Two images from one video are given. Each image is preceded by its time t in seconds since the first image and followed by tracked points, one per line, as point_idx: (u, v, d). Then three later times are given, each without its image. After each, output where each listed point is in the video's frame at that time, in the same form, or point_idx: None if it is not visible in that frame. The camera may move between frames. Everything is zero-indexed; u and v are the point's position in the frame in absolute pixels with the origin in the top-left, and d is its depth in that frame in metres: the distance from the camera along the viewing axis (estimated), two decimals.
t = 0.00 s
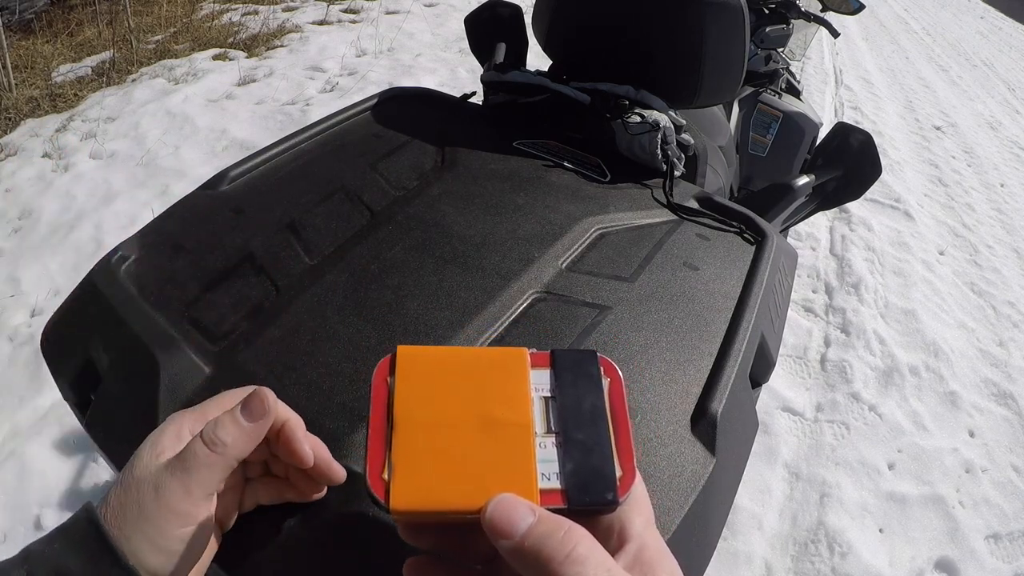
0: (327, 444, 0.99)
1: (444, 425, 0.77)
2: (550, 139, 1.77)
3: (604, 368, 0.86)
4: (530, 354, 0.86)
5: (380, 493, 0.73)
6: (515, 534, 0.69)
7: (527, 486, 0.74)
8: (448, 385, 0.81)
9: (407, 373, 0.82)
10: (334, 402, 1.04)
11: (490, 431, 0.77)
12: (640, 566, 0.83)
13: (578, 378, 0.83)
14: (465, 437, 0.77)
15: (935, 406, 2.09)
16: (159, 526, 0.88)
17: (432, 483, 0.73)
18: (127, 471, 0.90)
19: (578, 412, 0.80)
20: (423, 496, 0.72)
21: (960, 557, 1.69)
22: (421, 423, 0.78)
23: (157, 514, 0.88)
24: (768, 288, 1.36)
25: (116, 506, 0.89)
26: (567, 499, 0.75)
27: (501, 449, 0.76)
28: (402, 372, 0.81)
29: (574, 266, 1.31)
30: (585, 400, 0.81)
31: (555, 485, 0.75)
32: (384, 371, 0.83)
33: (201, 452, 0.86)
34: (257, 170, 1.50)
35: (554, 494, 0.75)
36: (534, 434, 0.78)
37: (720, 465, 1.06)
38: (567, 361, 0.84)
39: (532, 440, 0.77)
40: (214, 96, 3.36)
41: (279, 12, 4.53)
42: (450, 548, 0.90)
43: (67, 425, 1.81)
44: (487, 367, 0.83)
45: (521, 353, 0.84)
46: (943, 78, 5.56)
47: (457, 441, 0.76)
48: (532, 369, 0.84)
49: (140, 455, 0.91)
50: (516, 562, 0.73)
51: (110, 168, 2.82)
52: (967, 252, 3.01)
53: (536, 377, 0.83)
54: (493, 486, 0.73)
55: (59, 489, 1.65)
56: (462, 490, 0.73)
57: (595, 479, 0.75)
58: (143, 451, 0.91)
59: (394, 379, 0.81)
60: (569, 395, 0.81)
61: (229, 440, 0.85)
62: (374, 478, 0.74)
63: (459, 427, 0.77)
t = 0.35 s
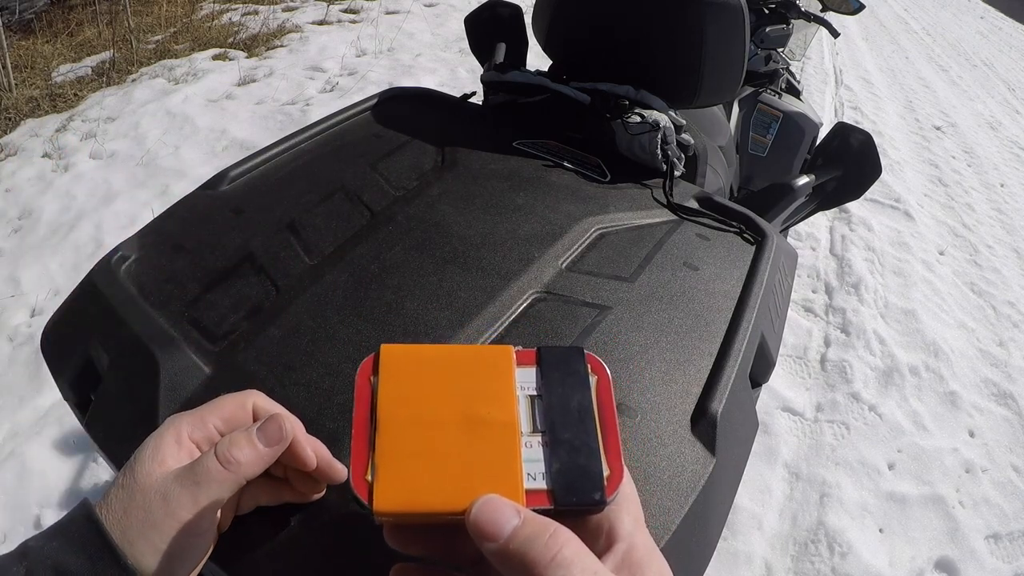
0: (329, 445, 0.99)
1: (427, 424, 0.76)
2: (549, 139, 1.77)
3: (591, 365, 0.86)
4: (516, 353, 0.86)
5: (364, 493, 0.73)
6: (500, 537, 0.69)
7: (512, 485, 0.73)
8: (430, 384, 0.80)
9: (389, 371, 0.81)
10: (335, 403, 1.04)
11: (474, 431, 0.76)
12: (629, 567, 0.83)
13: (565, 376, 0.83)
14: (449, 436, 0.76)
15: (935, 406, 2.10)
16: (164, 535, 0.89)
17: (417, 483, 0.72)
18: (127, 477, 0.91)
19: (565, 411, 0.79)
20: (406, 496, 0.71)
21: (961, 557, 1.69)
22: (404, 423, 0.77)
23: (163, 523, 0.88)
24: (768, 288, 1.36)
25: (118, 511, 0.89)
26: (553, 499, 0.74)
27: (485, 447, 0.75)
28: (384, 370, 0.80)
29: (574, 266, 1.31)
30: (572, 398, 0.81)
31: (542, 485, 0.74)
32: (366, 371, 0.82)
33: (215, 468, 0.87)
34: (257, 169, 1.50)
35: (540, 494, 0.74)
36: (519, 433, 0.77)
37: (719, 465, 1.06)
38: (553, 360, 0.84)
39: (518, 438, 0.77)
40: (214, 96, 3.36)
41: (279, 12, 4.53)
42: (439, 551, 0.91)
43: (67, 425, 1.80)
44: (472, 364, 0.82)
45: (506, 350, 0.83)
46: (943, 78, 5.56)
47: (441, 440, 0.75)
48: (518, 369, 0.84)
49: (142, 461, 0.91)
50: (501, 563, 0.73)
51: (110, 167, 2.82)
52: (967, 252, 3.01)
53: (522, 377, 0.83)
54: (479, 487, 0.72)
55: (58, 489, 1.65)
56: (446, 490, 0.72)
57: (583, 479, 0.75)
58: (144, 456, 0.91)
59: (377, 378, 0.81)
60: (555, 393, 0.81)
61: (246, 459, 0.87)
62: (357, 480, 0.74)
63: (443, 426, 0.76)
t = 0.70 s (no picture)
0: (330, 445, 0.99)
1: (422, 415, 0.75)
2: (549, 139, 1.77)
3: (589, 352, 0.86)
4: (511, 340, 0.85)
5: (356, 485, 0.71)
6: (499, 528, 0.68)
7: (511, 474, 0.72)
8: (423, 374, 0.79)
9: (380, 361, 0.80)
10: (335, 404, 1.04)
11: (469, 420, 0.75)
12: (631, 560, 0.83)
13: (562, 363, 0.82)
14: (444, 426, 0.75)
15: (936, 406, 2.10)
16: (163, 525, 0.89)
17: (411, 474, 0.71)
18: (129, 466, 0.90)
19: (564, 397, 0.79)
20: (401, 487, 0.70)
21: (961, 557, 1.69)
22: (398, 413, 0.76)
23: (163, 513, 0.89)
24: (768, 288, 1.36)
25: (119, 500, 0.89)
26: (554, 488, 0.73)
27: (479, 438, 0.74)
28: (375, 359, 0.80)
29: (574, 266, 1.31)
30: (570, 383, 0.80)
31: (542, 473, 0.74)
32: (358, 361, 0.81)
33: (218, 461, 0.86)
34: (258, 169, 1.50)
35: (540, 484, 0.74)
36: (517, 421, 0.76)
37: (719, 465, 1.06)
38: (549, 345, 0.83)
39: (514, 426, 0.76)
40: (214, 96, 3.36)
41: (279, 12, 4.53)
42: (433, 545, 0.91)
43: (67, 425, 1.80)
44: (465, 352, 0.81)
45: (501, 337, 0.83)
46: (943, 78, 5.56)
47: (436, 430, 0.74)
48: (513, 355, 0.83)
49: (143, 451, 0.91)
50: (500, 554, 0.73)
51: (110, 167, 2.82)
52: (967, 252, 3.01)
53: (517, 362, 0.82)
54: (475, 477, 0.71)
55: (59, 489, 1.65)
56: (440, 480, 0.71)
57: (584, 466, 0.74)
58: (146, 447, 0.91)
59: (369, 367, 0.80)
60: (552, 379, 0.80)
61: (248, 453, 0.86)
62: (347, 469, 0.72)
63: (438, 417, 0.75)
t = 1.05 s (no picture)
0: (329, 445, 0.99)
1: (421, 419, 0.75)
2: (549, 139, 1.77)
3: (589, 355, 0.87)
4: (511, 343, 0.86)
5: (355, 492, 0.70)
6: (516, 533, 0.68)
7: (513, 480, 0.72)
8: (421, 377, 0.79)
9: (379, 364, 0.79)
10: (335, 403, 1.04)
11: (469, 425, 0.75)
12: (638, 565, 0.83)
13: (562, 366, 0.83)
14: (444, 431, 0.74)
15: (935, 406, 2.10)
16: (164, 527, 0.88)
17: (410, 479, 0.70)
18: (129, 468, 0.90)
19: (565, 401, 0.79)
20: (399, 494, 0.69)
21: (960, 557, 1.69)
22: (396, 416, 0.75)
23: (165, 515, 0.88)
24: (768, 288, 1.36)
25: (119, 502, 0.89)
26: (556, 493, 0.74)
27: (480, 442, 0.74)
28: (373, 362, 0.79)
29: (574, 266, 1.31)
30: (569, 388, 0.81)
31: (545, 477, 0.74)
32: (356, 364, 0.80)
33: (219, 464, 0.86)
34: (258, 169, 1.50)
35: (542, 488, 0.74)
36: (517, 425, 0.76)
37: (719, 465, 1.06)
38: (550, 348, 0.84)
39: (515, 430, 0.76)
40: (214, 96, 3.36)
41: (279, 11, 4.53)
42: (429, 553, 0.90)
43: (66, 425, 1.80)
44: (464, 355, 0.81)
45: (501, 341, 0.84)
46: (943, 78, 5.56)
47: (435, 435, 0.74)
48: (514, 359, 0.83)
49: (144, 453, 0.91)
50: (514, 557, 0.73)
51: (110, 167, 2.82)
52: (967, 252, 3.01)
53: (517, 365, 0.82)
54: (476, 482, 0.71)
55: (59, 489, 1.65)
56: (439, 485, 0.70)
57: (587, 470, 0.74)
58: (147, 449, 0.91)
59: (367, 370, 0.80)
60: (553, 383, 0.81)
61: (250, 456, 0.86)
62: (347, 475, 0.71)
63: (437, 420, 0.75)
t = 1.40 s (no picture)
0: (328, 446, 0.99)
1: (420, 436, 0.75)
2: (549, 139, 1.77)
3: (590, 372, 0.87)
4: (510, 361, 0.85)
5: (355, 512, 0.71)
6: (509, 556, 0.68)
7: (512, 502, 0.72)
8: (420, 394, 0.79)
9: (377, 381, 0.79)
10: (335, 403, 1.04)
11: (468, 444, 0.75)
12: None
13: (562, 384, 0.82)
14: (442, 449, 0.75)
15: (935, 406, 2.10)
16: (166, 529, 0.89)
17: (409, 499, 0.71)
18: (130, 471, 0.90)
19: (565, 420, 0.79)
20: (397, 514, 0.69)
21: (960, 557, 1.69)
22: (395, 434, 0.75)
23: (168, 517, 0.89)
24: (768, 289, 1.35)
25: (121, 502, 0.89)
26: (554, 514, 0.74)
27: (479, 461, 0.74)
28: (371, 380, 0.79)
29: (574, 266, 1.31)
30: (568, 407, 0.80)
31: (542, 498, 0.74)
32: (354, 382, 0.80)
33: (229, 467, 0.86)
34: (258, 169, 1.50)
35: (540, 509, 0.74)
36: (516, 446, 0.76)
37: (719, 466, 1.06)
38: (548, 364, 0.83)
39: (513, 452, 0.76)
40: (214, 96, 3.36)
41: (279, 11, 4.53)
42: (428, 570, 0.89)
43: (66, 425, 1.80)
44: (464, 371, 0.81)
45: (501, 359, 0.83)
46: (943, 77, 5.56)
47: (433, 454, 0.74)
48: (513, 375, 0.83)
49: (144, 455, 0.91)
50: None
51: (110, 167, 2.82)
52: (967, 252, 3.01)
53: (517, 384, 0.83)
54: (473, 502, 0.71)
55: (59, 489, 1.65)
56: (438, 508, 0.70)
57: (585, 490, 0.74)
58: (147, 451, 0.91)
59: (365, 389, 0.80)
60: (552, 401, 0.80)
61: (259, 461, 0.86)
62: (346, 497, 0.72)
63: (435, 438, 0.75)
